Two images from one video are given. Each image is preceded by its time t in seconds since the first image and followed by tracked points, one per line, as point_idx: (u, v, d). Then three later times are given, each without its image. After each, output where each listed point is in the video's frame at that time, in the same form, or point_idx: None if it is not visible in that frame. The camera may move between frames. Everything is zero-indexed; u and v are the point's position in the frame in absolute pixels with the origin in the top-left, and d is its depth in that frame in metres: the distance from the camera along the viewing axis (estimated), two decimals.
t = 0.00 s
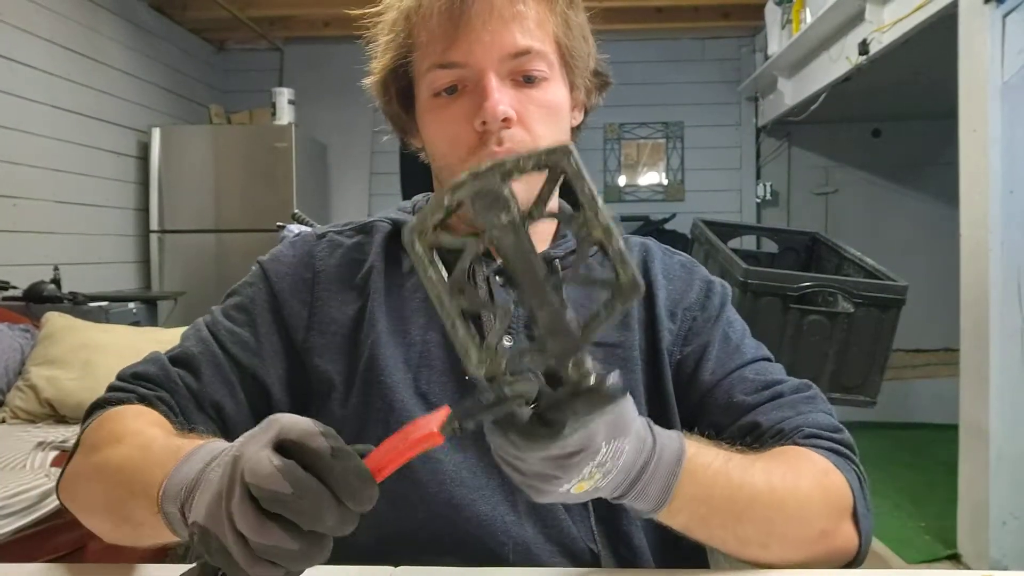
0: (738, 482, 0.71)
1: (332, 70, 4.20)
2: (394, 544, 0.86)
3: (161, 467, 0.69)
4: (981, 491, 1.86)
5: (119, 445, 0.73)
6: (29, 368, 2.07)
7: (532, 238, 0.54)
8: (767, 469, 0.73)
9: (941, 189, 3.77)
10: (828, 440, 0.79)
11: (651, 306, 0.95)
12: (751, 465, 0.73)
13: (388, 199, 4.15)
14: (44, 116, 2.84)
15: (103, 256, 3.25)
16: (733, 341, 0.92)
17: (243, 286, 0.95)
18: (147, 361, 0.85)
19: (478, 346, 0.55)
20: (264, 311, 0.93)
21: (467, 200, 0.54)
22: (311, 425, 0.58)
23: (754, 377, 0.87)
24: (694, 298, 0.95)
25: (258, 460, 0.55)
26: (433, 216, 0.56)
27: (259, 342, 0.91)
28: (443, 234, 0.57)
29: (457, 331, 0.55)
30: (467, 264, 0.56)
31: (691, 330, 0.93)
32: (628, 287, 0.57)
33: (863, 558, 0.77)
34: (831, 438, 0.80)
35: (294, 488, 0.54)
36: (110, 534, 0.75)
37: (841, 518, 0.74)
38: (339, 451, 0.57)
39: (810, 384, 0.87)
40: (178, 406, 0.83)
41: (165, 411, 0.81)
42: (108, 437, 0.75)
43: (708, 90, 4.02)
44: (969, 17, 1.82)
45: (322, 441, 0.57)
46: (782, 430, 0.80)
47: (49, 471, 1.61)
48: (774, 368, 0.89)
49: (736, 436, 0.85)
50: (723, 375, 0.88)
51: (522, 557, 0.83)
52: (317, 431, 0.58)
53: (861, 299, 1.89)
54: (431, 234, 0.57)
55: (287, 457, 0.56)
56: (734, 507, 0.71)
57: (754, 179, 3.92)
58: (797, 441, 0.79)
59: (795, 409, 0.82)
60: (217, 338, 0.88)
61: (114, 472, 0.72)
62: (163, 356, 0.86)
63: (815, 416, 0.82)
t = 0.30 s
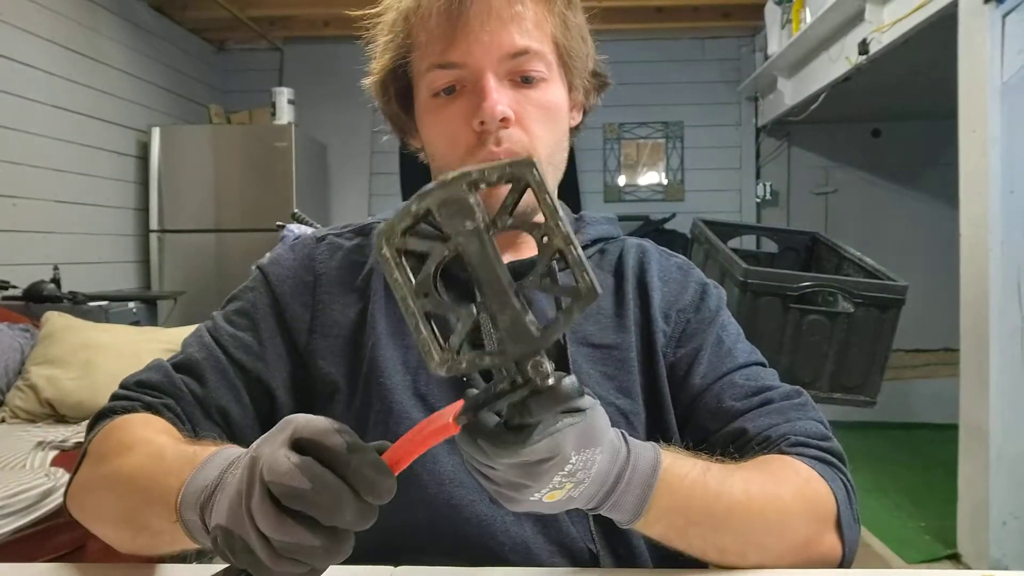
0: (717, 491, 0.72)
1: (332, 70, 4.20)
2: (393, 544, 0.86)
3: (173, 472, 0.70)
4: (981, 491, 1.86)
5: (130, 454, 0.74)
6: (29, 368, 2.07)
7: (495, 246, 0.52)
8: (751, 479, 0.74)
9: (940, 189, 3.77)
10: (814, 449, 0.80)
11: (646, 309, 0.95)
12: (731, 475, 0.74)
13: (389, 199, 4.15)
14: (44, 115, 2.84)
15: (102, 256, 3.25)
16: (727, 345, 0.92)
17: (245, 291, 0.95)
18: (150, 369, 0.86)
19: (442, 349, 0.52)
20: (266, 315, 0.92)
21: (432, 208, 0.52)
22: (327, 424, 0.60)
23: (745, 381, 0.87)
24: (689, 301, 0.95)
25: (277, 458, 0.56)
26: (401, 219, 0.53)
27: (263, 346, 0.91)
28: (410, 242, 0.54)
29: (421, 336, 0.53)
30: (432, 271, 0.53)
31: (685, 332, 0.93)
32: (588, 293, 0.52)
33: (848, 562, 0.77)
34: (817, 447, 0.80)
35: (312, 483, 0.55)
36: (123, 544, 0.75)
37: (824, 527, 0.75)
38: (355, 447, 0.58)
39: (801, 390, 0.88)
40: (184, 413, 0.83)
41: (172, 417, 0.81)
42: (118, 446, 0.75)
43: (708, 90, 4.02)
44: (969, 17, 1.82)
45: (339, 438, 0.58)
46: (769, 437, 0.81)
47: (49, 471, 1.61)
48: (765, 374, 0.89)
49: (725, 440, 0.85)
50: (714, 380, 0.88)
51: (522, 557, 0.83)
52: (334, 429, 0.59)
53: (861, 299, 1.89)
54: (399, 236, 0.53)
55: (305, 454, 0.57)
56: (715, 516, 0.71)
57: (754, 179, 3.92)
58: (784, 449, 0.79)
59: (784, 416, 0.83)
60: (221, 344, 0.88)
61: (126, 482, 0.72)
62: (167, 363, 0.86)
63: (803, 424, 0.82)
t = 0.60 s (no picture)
0: (720, 495, 0.72)
1: (332, 70, 4.20)
2: (390, 542, 0.87)
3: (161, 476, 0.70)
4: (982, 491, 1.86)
5: (121, 458, 0.73)
6: (30, 368, 2.07)
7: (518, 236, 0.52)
8: (756, 486, 0.73)
9: (940, 189, 3.77)
10: (813, 451, 0.80)
11: (646, 309, 0.95)
12: (733, 481, 0.74)
13: (388, 199, 4.15)
14: (44, 115, 2.84)
15: (102, 256, 3.25)
16: (726, 346, 0.92)
17: (244, 295, 0.95)
18: (150, 374, 0.86)
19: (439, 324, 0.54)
20: (264, 317, 0.92)
21: (462, 188, 0.52)
22: (311, 410, 0.59)
23: (744, 382, 0.87)
24: (689, 301, 0.95)
25: (259, 441, 0.55)
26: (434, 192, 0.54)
27: (262, 348, 0.91)
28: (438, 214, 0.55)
29: (422, 306, 0.55)
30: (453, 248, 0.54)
31: (685, 332, 0.93)
32: (586, 304, 0.53)
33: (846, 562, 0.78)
34: (815, 449, 0.80)
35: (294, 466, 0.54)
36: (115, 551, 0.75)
37: (823, 530, 0.75)
38: (340, 432, 0.58)
39: (799, 391, 0.88)
40: (183, 418, 0.83)
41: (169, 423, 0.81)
42: (110, 450, 0.75)
43: (708, 90, 4.02)
44: (969, 17, 1.82)
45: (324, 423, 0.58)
46: (767, 439, 0.81)
47: (48, 472, 1.61)
48: (764, 375, 0.89)
49: (724, 441, 0.86)
50: (713, 381, 0.89)
51: (522, 558, 0.83)
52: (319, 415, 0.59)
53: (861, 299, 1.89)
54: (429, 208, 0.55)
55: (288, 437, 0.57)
56: (718, 522, 0.71)
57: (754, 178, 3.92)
58: (783, 452, 0.79)
59: (783, 417, 0.83)
60: (220, 348, 0.89)
61: (114, 487, 0.72)
62: (166, 369, 0.87)
63: (800, 426, 0.82)
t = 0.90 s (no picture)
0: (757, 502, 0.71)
1: (332, 70, 4.20)
2: (388, 542, 0.86)
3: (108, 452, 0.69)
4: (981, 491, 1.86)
5: (88, 443, 0.73)
6: (30, 368, 2.07)
7: (465, 292, 0.54)
8: (791, 492, 0.73)
9: (941, 189, 3.77)
10: (829, 443, 0.80)
11: (650, 308, 0.95)
12: (767, 486, 0.73)
13: (389, 199, 4.15)
14: (44, 115, 2.84)
15: (102, 256, 3.25)
16: (733, 344, 0.93)
17: (240, 292, 0.96)
18: (142, 368, 0.86)
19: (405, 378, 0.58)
20: (257, 315, 0.93)
21: (415, 247, 0.57)
22: (277, 392, 0.62)
23: (755, 379, 0.87)
24: (694, 300, 0.95)
25: (232, 413, 0.57)
26: (395, 253, 0.58)
27: (254, 345, 0.92)
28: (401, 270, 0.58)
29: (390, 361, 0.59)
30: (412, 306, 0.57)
31: (691, 331, 0.94)
32: (529, 358, 0.54)
33: (867, 550, 0.80)
34: (832, 440, 0.81)
35: (265, 439, 0.56)
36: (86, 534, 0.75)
37: (846, 521, 0.76)
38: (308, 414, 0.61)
39: (810, 384, 0.88)
40: (168, 410, 0.83)
41: (153, 413, 0.81)
42: (83, 436, 0.75)
43: (707, 90, 4.02)
44: (969, 18, 1.82)
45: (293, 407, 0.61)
46: (785, 434, 0.81)
47: (48, 471, 1.61)
48: (773, 371, 0.90)
49: (738, 438, 0.86)
50: (725, 378, 0.89)
51: (521, 559, 0.83)
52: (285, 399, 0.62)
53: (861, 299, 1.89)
54: (389, 269, 0.58)
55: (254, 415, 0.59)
56: (756, 529, 0.70)
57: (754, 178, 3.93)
58: (801, 446, 0.79)
59: (797, 411, 0.83)
60: (212, 342, 0.90)
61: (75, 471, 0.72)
62: (159, 364, 0.87)
63: (816, 419, 0.83)
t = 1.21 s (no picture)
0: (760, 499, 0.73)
1: (331, 70, 4.20)
2: (388, 543, 0.87)
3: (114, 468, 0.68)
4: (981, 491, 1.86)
5: (87, 446, 0.73)
6: (29, 368, 2.07)
7: (458, 309, 0.53)
8: (799, 489, 0.74)
9: (940, 189, 3.77)
10: (836, 439, 0.81)
11: (652, 309, 0.95)
12: (772, 486, 0.75)
13: (389, 199, 4.15)
14: (44, 115, 2.84)
15: (102, 256, 3.25)
16: (737, 343, 0.93)
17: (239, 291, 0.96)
18: (139, 366, 0.86)
19: (395, 388, 0.57)
20: (257, 314, 0.93)
21: (411, 261, 0.55)
22: (295, 438, 0.57)
23: (761, 379, 0.88)
24: (698, 300, 0.95)
25: (247, 464, 0.54)
26: (390, 266, 0.56)
27: (253, 344, 0.92)
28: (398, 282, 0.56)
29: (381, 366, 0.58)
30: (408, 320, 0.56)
31: (695, 331, 0.94)
32: (515, 377, 0.53)
33: (875, 544, 0.81)
34: (841, 437, 0.82)
35: (278, 505, 0.54)
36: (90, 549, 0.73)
37: (853, 519, 0.77)
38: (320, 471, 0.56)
39: (815, 382, 0.89)
40: (166, 411, 0.83)
41: (151, 414, 0.81)
42: (79, 441, 0.75)
43: (707, 90, 4.02)
44: (969, 18, 1.82)
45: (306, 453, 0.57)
46: (792, 433, 0.82)
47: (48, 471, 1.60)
48: (777, 370, 0.90)
49: (745, 438, 0.87)
50: (730, 378, 0.89)
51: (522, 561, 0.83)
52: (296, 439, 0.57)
53: (861, 299, 1.89)
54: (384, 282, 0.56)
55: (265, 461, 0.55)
56: (760, 526, 0.72)
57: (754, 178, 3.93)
58: (809, 444, 0.80)
59: (803, 409, 0.84)
60: (211, 341, 0.90)
61: (75, 477, 0.71)
62: (156, 362, 0.87)
63: (822, 416, 0.84)
